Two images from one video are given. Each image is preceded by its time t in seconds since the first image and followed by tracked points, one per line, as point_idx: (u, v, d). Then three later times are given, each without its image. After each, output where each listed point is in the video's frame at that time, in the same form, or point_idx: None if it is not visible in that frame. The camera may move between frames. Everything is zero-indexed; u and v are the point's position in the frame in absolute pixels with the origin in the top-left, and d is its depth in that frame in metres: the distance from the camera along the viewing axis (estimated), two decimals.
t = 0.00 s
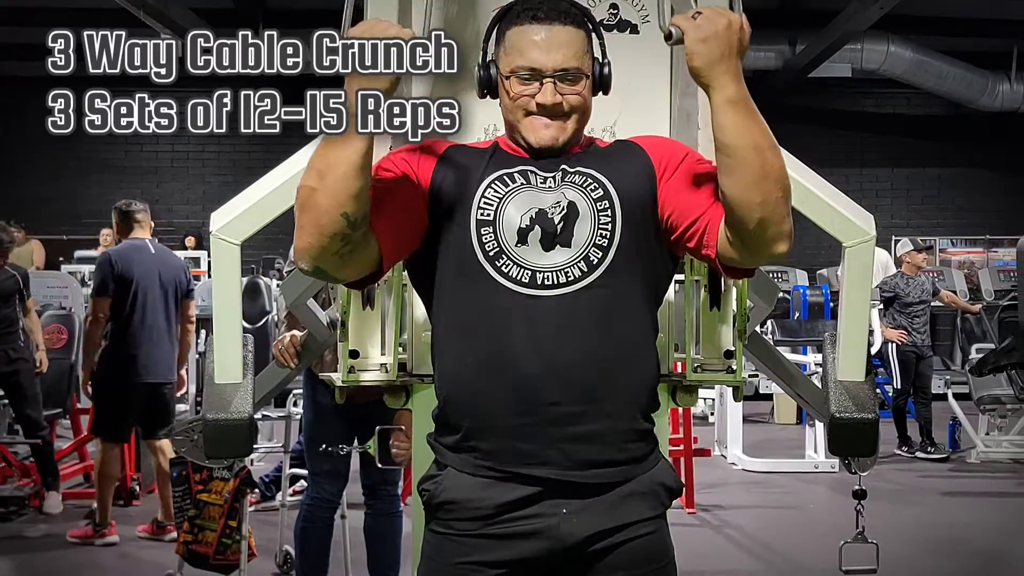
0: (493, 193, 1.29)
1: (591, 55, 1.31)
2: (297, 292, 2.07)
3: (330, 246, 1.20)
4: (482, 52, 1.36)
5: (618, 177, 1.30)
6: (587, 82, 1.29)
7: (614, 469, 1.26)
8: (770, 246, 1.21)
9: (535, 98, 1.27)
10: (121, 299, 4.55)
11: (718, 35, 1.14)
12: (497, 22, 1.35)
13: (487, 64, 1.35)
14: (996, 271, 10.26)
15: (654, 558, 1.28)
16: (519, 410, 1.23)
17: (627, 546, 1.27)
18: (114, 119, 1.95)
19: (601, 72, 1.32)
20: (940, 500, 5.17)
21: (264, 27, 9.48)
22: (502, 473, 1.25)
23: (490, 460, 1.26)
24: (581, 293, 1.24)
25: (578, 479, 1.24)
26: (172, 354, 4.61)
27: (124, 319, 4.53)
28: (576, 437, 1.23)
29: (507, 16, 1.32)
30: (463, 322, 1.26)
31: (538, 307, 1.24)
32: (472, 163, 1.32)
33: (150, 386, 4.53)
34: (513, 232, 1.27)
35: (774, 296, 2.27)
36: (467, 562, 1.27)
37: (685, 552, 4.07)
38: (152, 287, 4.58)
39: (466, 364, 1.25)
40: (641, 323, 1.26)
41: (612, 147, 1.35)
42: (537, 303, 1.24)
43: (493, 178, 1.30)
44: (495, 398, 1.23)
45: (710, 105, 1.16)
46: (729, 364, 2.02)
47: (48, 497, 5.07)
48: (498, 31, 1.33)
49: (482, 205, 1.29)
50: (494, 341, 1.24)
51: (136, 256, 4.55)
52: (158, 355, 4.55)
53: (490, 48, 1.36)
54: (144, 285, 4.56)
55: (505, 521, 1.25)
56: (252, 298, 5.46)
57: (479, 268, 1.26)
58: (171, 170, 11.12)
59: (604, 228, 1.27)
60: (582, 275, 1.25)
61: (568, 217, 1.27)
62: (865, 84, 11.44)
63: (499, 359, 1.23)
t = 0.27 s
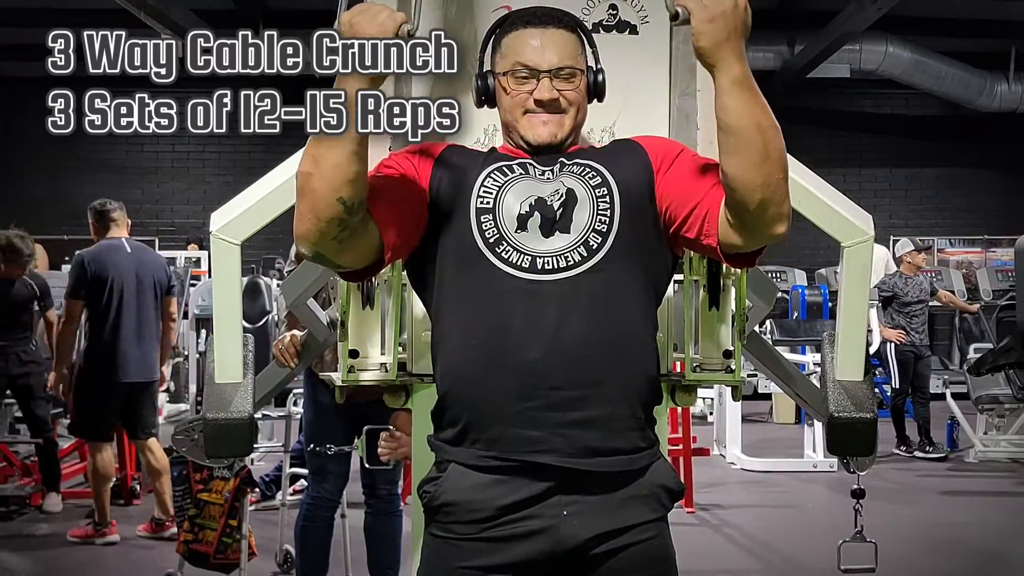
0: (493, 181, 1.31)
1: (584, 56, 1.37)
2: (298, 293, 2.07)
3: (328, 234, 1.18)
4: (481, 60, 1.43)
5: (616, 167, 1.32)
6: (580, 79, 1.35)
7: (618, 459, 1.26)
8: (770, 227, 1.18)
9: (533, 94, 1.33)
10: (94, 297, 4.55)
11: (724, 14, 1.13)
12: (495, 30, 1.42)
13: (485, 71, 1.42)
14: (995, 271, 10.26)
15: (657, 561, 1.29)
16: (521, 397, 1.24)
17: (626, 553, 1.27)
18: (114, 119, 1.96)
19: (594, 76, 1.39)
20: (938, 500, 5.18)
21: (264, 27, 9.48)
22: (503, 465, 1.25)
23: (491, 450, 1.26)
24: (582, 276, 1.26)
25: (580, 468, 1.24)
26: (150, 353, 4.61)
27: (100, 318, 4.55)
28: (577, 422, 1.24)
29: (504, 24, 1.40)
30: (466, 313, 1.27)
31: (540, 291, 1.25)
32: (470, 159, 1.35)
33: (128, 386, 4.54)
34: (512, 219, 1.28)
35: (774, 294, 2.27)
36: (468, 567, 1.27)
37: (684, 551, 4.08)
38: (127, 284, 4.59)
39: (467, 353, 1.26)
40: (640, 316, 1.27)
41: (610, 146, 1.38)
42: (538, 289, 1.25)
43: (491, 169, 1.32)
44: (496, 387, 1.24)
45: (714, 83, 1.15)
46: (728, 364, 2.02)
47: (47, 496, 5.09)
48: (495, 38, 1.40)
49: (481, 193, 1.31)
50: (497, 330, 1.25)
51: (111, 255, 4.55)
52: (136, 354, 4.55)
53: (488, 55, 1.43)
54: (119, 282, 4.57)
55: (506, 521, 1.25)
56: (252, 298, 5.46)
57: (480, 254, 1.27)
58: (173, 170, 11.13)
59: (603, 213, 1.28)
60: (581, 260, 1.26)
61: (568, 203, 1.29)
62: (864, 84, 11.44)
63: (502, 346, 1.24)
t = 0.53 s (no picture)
0: (493, 175, 1.32)
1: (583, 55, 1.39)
2: (298, 293, 2.07)
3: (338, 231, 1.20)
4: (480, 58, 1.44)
5: (616, 160, 1.33)
6: (581, 79, 1.36)
7: (618, 454, 1.27)
8: (768, 229, 1.19)
9: (534, 92, 1.34)
10: (78, 297, 4.56)
11: (722, 14, 1.15)
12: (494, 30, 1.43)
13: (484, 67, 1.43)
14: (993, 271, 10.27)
15: (655, 562, 1.30)
16: (523, 391, 1.24)
17: (624, 553, 1.28)
18: (114, 119, 1.97)
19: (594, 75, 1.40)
20: (937, 499, 5.18)
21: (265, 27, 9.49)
22: (504, 459, 1.26)
23: (493, 444, 1.26)
24: (583, 268, 1.26)
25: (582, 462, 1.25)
26: (141, 351, 4.63)
27: (85, 320, 4.56)
28: (578, 415, 1.25)
29: (505, 24, 1.41)
30: (468, 307, 1.27)
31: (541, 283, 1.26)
32: (470, 153, 1.35)
33: (118, 386, 4.56)
34: (514, 212, 1.29)
35: (772, 294, 2.28)
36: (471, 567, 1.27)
37: (683, 550, 4.09)
38: (110, 283, 4.59)
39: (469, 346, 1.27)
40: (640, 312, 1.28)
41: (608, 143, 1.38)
42: (541, 280, 1.25)
43: (492, 163, 1.33)
44: (499, 382, 1.25)
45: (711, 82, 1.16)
46: (728, 364, 2.03)
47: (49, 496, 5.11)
48: (497, 38, 1.41)
49: (483, 186, 1.31)
50: (500, 323, 1.25)
51: (94, 256, 4.55)
52: (127, 354, 4.59)
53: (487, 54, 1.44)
54: (103, 282, 4.57)
55: (508, 521, 1.26)
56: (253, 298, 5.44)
57: (481, 247, 1.28)
58: (173, 171, 11.14)
59: (604, 207, 1.29)
60: (583, 252, 1.27)
61: (569, 196, 1.30)
62: (863, 85, 11.45)
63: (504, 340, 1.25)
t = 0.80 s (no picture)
0: (492, 190, 1.30)
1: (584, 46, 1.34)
2: (298, 293, 2.08)
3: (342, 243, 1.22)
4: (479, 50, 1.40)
5: (614, 172, 1.31)
6: (580, 70, 1.32)
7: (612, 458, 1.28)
8: (768, 247, 1.22)
9: (531, 84, 1.29)
10: (73, 298, 4.57)
11: (714, 34, 1.15)
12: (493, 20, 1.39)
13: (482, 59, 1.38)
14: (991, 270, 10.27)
15: (648, 557, 1.30)
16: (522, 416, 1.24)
17: (620, 547, 1.28)
18: (114, 119, 1.97)
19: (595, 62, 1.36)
20: (936, 498, 5.19)
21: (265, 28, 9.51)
22: (502, 474, 1.26)
23: (491, 458, 1.27)
24: (581, 290, 1.26)
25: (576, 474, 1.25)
26: (138, 347, 4.65)
27: (81, 320, 4.57)
28: (575, 435, 1.24)
29: (501, 11, 1.36)
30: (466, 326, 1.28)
31: (540, 305, 1.25)
32: (466, 164, 1.32)
33: (112, 385, 4.56)
34: (512, 230, 1.28)
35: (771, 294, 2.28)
36: (468, 562, 1.28)
37: (682, 549, 4.10)
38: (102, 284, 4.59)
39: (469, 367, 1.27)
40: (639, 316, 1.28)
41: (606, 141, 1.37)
42: (537, 304, 1.25)
43: (490, 176, 1.31)
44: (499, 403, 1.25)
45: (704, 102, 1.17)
46: (727, 364, 2.04)
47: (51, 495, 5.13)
48: (493, 25, 1.37)
49: (479, 204, 1.29)
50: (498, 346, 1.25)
51: (88, 256, 4.56)
52: (122, 353, 4.59)
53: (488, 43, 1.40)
54: (94, 283, 4.56)
55: (503, 518, 1.27)
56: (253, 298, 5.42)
57: (478, 266, 1.27)
58: (174, 171, 11.15)
59: (604, 226, 1.28)
60: (581, 273, 1.27)
61: (568, 216, 1.28)
62: (862, 85, 11.47)
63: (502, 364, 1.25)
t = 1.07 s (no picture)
0: (485, 233, 1.27)
1: (585, 63, 1.26)
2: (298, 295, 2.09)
3: (332, 292, 1.28)
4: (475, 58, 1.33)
5: (608, 210, 1.26)
6: (579, 94, 1.25)
7: (609, 449, 1.28)
8: (761, 313, 1.27)
9: (525, 114, 1.23)
10: (74, 298, 4.58)
11: (704, 109, 1.15)
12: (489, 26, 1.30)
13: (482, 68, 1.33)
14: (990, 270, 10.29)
15: (644, 549, 1.30)
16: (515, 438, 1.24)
17: (620, 536, 1.29)
18: (114, 119, 1.99)
19: (598, 69, 1.28)
20: (934, 497, 5.19)
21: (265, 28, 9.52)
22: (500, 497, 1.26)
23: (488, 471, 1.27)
24: (574, 334, 1.25)
25: (570, 477, 1.25)
26: (141, 347, 4.65)
27: (82, 319, 4.58)
28: (568, 468, 1.25)
29: (496, 22, 1.28)
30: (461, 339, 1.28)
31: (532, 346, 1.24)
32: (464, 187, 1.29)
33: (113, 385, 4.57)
34: (504, 273, 1.26)
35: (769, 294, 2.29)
36: (467, 551, 1.28)
37: (681, 548, 4.10)
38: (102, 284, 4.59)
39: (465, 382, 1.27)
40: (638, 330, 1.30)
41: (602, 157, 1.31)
42: (530, 350, 1.24)
43: (485, 215, 1.27)
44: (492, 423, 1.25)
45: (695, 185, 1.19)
46: (724, 362, 2.03)
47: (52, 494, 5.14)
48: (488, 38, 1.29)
49: (474, 242, 1.27)
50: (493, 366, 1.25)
51: (88, 256, 4.57)
52: (125, 352, 4.60)
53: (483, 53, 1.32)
54: (94, 283, 4.57)
55: (499, 515, 1.26)
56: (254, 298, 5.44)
57: (473, 308, 1.26)
58: (174, 171, 11.15)
59: (598, 272, 1.25)
60: (573, 315, 1.25)
61: (561, 262, 1.25)
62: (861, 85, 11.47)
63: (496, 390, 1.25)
